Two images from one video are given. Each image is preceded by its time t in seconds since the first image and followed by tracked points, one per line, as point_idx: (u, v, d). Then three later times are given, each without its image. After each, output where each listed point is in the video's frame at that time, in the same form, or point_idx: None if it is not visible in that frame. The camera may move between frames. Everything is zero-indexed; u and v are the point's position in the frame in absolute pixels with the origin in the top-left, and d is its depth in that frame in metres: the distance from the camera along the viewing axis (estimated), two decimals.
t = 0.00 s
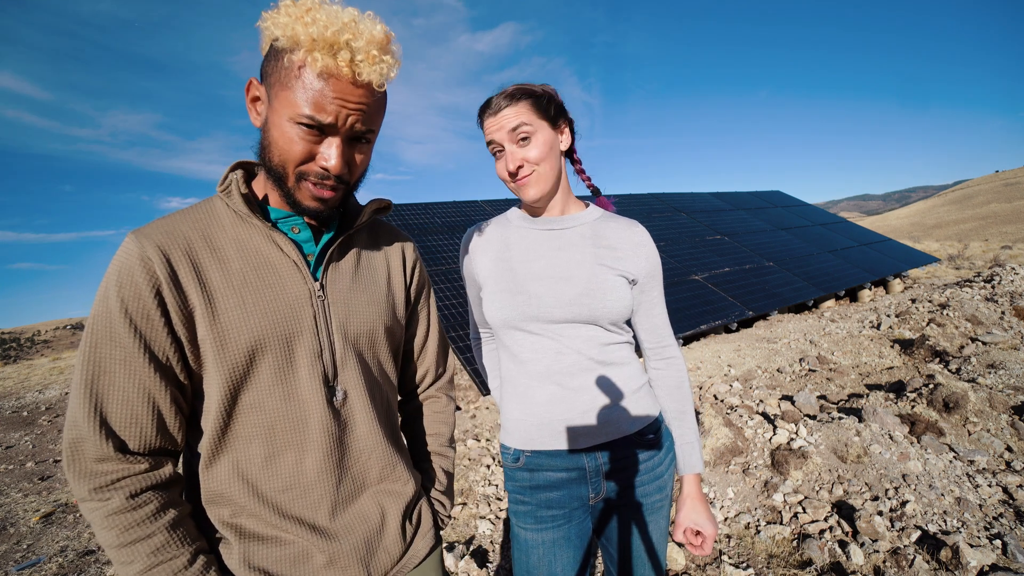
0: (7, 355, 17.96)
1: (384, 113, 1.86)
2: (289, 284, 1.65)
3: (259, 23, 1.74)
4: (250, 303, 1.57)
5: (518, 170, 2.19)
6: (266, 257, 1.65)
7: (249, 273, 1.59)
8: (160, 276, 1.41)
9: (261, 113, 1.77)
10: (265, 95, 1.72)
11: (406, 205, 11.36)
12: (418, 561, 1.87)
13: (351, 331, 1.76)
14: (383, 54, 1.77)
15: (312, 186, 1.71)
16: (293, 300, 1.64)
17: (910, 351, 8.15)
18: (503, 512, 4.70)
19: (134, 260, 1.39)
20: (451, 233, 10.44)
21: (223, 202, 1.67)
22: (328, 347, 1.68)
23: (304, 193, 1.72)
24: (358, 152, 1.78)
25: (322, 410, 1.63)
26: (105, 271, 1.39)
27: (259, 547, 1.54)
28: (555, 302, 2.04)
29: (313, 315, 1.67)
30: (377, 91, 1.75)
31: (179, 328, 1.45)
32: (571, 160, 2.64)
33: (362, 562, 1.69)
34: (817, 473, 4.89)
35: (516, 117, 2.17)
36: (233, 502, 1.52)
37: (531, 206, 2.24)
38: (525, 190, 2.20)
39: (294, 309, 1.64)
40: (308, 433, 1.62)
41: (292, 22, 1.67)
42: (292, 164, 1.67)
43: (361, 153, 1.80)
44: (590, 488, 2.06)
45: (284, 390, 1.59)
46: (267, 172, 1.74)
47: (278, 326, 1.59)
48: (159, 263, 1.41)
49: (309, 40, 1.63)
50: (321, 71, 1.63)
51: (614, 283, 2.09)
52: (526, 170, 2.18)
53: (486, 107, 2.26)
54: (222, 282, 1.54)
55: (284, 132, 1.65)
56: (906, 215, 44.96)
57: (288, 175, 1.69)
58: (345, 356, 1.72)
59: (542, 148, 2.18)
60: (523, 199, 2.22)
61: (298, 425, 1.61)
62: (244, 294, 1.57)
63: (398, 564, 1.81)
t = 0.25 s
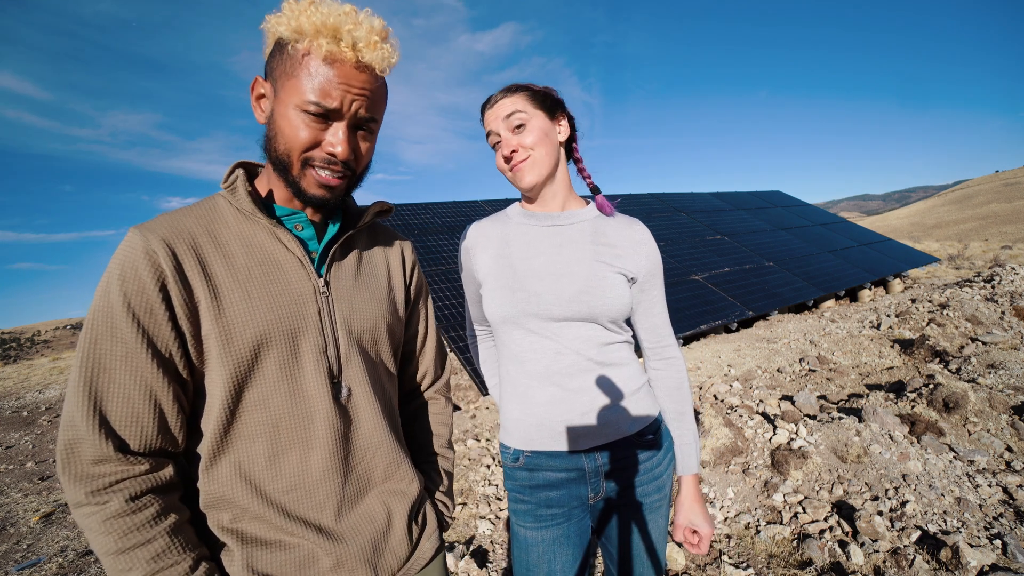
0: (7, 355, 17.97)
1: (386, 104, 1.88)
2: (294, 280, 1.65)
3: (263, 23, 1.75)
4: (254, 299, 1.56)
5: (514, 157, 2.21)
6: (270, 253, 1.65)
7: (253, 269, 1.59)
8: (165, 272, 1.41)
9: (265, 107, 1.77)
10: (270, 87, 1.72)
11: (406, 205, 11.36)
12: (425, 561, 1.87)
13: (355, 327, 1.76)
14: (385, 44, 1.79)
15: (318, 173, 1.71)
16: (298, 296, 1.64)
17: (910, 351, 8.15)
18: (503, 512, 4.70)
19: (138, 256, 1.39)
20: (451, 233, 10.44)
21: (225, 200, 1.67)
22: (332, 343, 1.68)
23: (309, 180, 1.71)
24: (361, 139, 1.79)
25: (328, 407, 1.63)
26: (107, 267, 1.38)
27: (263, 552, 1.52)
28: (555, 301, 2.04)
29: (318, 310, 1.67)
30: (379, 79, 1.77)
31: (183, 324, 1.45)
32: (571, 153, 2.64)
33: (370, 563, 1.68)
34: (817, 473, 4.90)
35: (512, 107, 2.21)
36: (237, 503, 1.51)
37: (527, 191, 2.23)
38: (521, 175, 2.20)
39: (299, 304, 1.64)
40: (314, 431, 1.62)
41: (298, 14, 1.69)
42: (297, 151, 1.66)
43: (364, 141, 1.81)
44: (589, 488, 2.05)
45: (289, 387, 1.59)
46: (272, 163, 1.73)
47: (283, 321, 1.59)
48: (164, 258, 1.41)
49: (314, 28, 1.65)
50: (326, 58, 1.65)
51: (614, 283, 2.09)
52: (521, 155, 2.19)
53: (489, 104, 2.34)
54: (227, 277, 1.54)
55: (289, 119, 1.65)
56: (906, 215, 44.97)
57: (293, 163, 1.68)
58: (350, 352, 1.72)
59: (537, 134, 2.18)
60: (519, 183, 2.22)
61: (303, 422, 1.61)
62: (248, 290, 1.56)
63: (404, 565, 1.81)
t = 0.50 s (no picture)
0: (7, 355, 17.98)
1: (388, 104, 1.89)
2: (296, 276, 1.64)
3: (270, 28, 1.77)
4: (257, 291, 1.52)
5: (523, 171, 2.20)
6: (271, 248, 1.63)
7: (255, 263, 1.56)
8: (165, 260, 1.35)
9: (270, 106, 1.77)
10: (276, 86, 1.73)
11: (406, 205, 11.37)
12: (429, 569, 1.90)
13: (355, 325, 1.77)
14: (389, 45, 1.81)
15: (323, 169, 1.70)
16: (299, 290, 1.62)
17: (910, 351, 8.15)
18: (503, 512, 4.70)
19: (138, 243, 1.32)
20: (451, 233, 10.44)
21: (225, 197, 1.65)
22: (333, 340, 1.67)
23: (314, 176, 1.70)
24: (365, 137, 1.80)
25: (331, 403, 1.60)
26: (99, 253, 1.30)
27: (264, 564, 1.46)
28: (557, 301, 2.05)
29: (320, 306, 1.66)
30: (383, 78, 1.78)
31: (184, 313, 1.37)
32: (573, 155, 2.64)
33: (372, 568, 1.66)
34: (817, 473, 4.89)
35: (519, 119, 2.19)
36: (236, 508, 1.43)
37: (537, 205, 2.23)
38: (531, 189, 2.20)
39: (301, 298, 1.62)
40: (317, 429, 1.58)
41: (304, 13, 1.70)
42: (303, 146, 1.66)
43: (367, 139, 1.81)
44: (590, 489, 2.05)
45: (292, 382, 1.55)
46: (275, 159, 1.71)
47: (286, 315, 1.56)
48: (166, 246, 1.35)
49: (321, 26, 1.66)
50: (333, 55, 1.66)
51: (616, 284, 2.09)
52: (531, 169, 2.19)
53: (490, 112, 2.30)
54: (228, 268, 1.49)
55: (295, 114, 1.64)
56: (906, 215, 44.95)
57: (298, 158, 1.67)
58: (350, 349, 1.71)
59: (546, 148, 2.19)
60: (529, 197, 2.21)
61: (306, 420, 1.57)
62: (251, 282, 1.51)
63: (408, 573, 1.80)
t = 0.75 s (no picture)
0: (8, 355, 17.99)
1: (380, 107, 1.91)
2: (288, 273, 1.57)
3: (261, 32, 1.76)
4: (252, 286, 1.42)
5: (524, 156, 2.20)
6: (262, 244, 1.55)
7: (247, 257, 1.47)
8: (155, 248, 1.23)
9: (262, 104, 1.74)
10: (268, 82, 1.70)
11: (406, 205, 11.37)
12: None
13: (346, 326, 1.73)
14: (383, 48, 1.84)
15: (317, 164, 1.68)
16: (293, 288, 1.55)
17: (910, 351, 8.15)
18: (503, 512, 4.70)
19: (125, 228, 1.20)
20: (452, 233, 10.44)
21: (209, 190, 1.55)
22: (327, 339, 1.61)
23: (308, 171, 1.67)
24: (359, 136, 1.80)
25: (328, 404, 1.54)
26: (78, 240, 1.16)
27: None
28: (561, 301, 2.04)
29: (313, 305, 1.61)
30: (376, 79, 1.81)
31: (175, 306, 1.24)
32: (576, 155, 2.65)
33: None
34: (817, 473, 4.89)
35: (520, 109, 2.22)
36: (232, 520, 1.31)
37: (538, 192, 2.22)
38: (533, 175, 2.20)
39: (295, 296, 1.55)
40: (315, 432, 1.51)
41: (300, 13, 1.71)
42: (299, 141, 1.63)
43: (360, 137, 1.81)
44: (592, 488, 2.05)
45: (289, 383, 1.46)
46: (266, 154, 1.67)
47: (281, 312, 1.47)
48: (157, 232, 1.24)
49: (318, 24, 1.67)
50: (330, 53, 1.67)
51: (619, 284, 2.09)
52: (532, 155, 2.18)
53: (494, 107, 2.34)
54: (221, 261, 1.39)
55: (290, 109, 1.63)
56: (906, 215, 44.97)
57: (293, 153, 1.65)
58: (344, 349, 1.67)
59: (547, 135, 2.19)
60: (531, 183, 2.20)
61: (304, 423, 1.49)
62: (245, 277, 1.42)
63: None
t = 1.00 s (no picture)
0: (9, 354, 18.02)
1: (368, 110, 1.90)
2: (277, 274, 1.52)
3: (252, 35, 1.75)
4: (244, 286, 1.36)
5: (528, 152, 2.20)
6: (251, 244, 1.49)
7: (237, 256, 1.41)
8: (144, 245, 1.15)
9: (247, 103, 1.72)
10: (255, 82, 1.68)
11: (406, 205, 11.37)
12: None
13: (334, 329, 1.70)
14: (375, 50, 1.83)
15: (298, 171, 1.68)
16: (284, 290, 1.51)
17: (910, 351, 8.15)
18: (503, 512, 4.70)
19: (111, 223, 1.12)
20: (452, 233, 10.44)
21: (192, 185, 1.48)
22: (318, 342, 1.58)
23: (287, 178, 1.66)
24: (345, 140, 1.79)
25: (323, 408, 1.51)
26: (56, 234, 1.06)
27: None
28: (564, 303, 2.04)
29: (303, 308, 1.57)
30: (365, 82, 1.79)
31: (166, 307, 1.16)
32: (581, 157, 2.65)
33: None
34: (817, 473, 4.89)
35: (524, 109, 2.24)
36: (226, 532, 1.25)
37: (541, 188, 2.22)
38: (538, 171, 2.20)
39: (286, 298, 1.50)
40: (309, 437, 1.47)
41: (290, 11, 1.68)
42: (282, 145, 1.62)
43: (346, 141, 1.81)
44: (596, 488, 2.06)
45: (283, 387, 1.41)
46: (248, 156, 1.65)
47: (273, 314, 1.42)
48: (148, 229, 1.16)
49: (310, 25, 1.65)
50: (320, 55, 1.65)
51: (622, 286, 2.09)
52: (537, 151, 2.19)
53: (499, 108, 2.36)
54: (212, 259, 1.32)
55: (276, 112, 1.61)
56: (906, 215, 44.97)
57: (275, 158, 1.63)
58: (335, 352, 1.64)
59: (552, 131, 2.20)
60: (535, 178, 2.20)
61: (299, 428, 1.45)
62: (236, 277, 1.36)
63: None
